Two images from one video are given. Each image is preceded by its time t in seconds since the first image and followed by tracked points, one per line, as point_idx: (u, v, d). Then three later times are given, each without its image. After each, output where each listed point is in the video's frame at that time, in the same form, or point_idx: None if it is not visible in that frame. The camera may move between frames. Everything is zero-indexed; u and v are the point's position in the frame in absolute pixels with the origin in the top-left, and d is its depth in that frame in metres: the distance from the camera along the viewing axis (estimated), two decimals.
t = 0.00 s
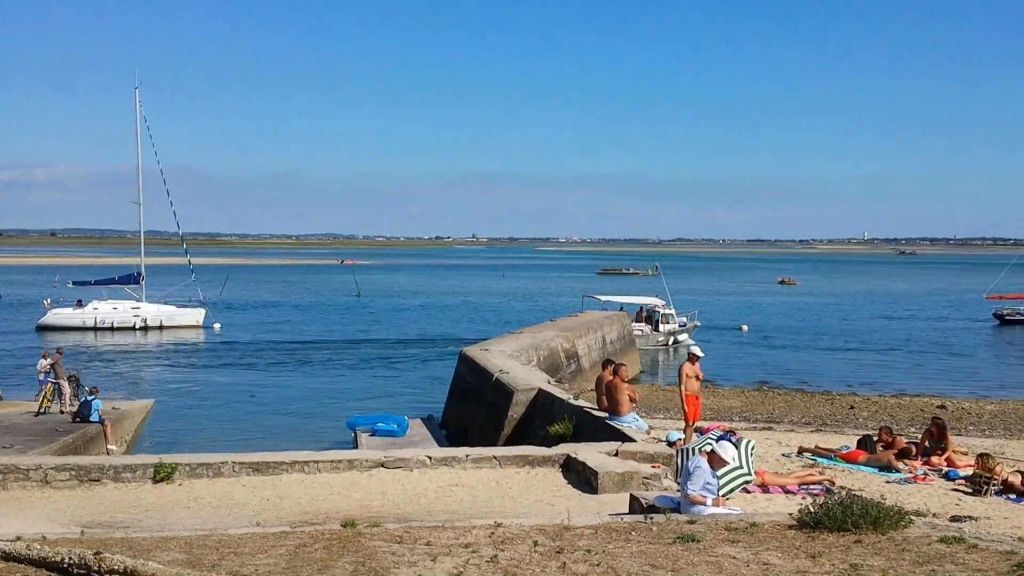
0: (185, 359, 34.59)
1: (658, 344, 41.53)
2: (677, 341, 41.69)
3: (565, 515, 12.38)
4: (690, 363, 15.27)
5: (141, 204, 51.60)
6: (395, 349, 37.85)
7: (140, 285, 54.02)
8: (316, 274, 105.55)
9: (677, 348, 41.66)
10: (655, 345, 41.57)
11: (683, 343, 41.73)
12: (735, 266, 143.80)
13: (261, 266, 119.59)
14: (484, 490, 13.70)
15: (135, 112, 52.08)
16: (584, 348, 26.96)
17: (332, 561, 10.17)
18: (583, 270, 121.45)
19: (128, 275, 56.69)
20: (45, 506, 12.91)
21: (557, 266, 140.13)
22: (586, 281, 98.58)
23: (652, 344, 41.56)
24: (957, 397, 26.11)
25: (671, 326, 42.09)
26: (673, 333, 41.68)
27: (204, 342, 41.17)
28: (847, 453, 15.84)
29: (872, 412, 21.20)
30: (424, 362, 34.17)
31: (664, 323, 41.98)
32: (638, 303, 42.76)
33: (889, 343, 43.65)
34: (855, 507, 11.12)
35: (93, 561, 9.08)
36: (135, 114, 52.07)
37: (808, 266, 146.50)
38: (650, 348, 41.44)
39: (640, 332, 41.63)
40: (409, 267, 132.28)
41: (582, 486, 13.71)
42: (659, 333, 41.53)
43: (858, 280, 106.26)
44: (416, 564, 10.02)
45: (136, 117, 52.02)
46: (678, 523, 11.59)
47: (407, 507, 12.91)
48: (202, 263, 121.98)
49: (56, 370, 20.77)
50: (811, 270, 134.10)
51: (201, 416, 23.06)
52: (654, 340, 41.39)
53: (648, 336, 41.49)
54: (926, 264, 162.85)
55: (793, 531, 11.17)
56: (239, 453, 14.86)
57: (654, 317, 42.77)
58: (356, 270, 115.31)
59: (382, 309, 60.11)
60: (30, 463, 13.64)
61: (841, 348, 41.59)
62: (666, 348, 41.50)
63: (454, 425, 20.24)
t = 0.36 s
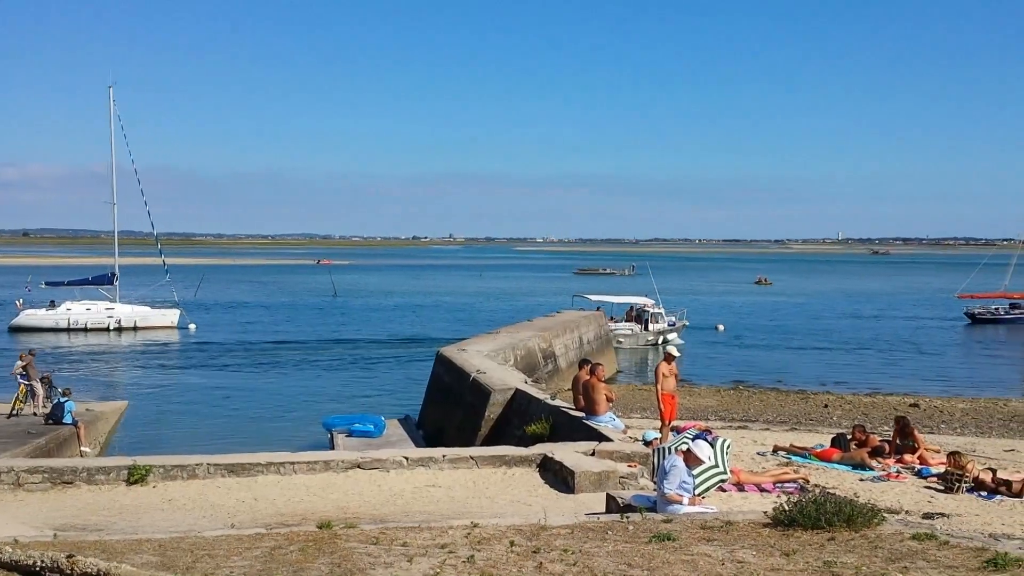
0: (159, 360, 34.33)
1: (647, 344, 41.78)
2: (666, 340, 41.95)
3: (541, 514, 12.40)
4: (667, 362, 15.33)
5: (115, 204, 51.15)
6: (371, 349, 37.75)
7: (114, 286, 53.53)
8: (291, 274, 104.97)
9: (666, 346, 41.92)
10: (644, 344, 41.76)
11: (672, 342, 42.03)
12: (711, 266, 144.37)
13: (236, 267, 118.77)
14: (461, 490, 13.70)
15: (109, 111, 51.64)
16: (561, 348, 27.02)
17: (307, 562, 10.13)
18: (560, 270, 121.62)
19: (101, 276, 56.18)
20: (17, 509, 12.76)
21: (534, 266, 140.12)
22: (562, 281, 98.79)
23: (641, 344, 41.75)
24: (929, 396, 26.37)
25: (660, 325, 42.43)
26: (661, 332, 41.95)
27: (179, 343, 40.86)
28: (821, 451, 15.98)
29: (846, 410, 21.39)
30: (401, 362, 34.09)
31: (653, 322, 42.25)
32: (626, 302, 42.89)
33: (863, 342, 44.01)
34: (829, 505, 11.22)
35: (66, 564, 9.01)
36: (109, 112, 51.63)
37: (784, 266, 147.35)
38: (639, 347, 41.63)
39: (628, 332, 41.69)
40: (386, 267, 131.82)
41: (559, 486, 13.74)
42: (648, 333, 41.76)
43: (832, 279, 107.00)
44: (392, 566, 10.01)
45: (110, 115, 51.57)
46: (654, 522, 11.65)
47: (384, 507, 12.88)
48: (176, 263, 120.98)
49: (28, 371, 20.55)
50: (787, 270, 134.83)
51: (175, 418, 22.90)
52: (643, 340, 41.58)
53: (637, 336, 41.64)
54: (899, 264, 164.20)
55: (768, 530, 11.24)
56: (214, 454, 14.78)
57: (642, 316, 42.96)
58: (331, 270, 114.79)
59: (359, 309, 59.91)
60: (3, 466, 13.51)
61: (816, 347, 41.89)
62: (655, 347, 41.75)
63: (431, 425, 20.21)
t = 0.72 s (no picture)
0: (136, 361, 34.13)
1: (638, 343, 42.09)
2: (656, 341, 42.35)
3: (519, 515, 12.47)
4: (644, 363, 15.45)
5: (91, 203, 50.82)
6: (349, 350, 37.70)
7: (90, 286, 53.11)
8: (269, 274, 104.49)
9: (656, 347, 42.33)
10: (634, 345, 42.03)
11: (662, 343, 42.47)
12: (689, 268, 144.97)
13: (213, 267, 118.05)
14: (439, 490, 13.74)
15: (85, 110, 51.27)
16: (539, 349, 27.11)
17: (284, 563, 10.15)
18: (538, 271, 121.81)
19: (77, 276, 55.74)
20: None
21: (513, 267, 140.19)
22: (541, 282, 98.93)
23: (631, 344, 41.99)
24: (902, 396, 26.69)
25: (651, 326, 42.91)
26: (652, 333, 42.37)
27: (155, 343, 40.62)
28: (795, 451, 16.15)
29: (821, 410, 21.61)
30: (378, 363, 34.08)
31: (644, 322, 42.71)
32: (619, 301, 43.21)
33: (838, 343, 44.40)
34: (803, 504, 11.36)
35: (41, 565, 9.00)
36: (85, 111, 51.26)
37: (761, 267, 148.25)
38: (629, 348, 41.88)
39: (619, 332, 41.86)
40: (364, 267, 131.49)
41: (537, 486, 13.80)
42: (639, 334, 42.09)
43: (807, 280, 107.84)
44: (369, 566, 10.06)
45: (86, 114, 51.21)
46: (631, 522, 11.74)
47: (362, 508, 12.90)
48: (152, 263, 120.14)
49: (3, 372, 20.39)
50: (763, 271, 135.52)
51: (152, 418, 22.79)
52: (634, 340, 41.87)
53: (627, 337, 41.86)
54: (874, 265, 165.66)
55: (743, 528, 11.37)
56: (191, 455, 14.76)
57: (633, 316, 43.36)
58: (309, 270, 114.58)
59: (337, 310, 59.75)
60: None
61: (792, 348, 42.23)
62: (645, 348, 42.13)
63: (409, 426, 20.24)
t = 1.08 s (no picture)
0: (117, 361, 33.86)
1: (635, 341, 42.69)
2: (653, 339, 42.89)
3: (503, 515, 12.41)
4: (629, 362, 15.42)
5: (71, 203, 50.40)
6: (332, 350, 37.54)
7: (70, 286, 52.70)
8: (251, 274, 103.95)
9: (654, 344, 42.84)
10: (632, 342, 42.68)
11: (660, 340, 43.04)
12: (672, 267, 145.30)
13: (195, 266, 117.31)
14: (423, 491, 13.65)
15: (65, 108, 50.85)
16: (524, 348, 27.05)
17: (266, 565, 10.06)
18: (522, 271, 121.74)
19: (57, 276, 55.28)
20: None
21: (497, 266, 140.10)
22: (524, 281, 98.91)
23: (629, 341, 42.60)
24: (885, 394, 26.83)
25: (647, 324, 43.47)
26: (649, 331, 42.92)
27: (137, 343, 40.32)
28: (780, 449, 16.16)
29: (805, 409, 21.64)
30: (362, 363, 33.95)
31: (641, 321, 43.33)
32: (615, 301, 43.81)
33: (822, 341, 44.56)
34: (787, 502, 11.34)
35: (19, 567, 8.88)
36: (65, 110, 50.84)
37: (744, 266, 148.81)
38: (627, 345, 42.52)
39: (616, 331, 42.42)
40: (347, 266, 131.13)
41: (521, 486, 13.74)
42: (636, 331, 42.70)
43: (789, 280, 108.24)
44: (353, 567, 9.97)
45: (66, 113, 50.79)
46: (615, 521, 11.70)
47: (345, 509, 12.81)
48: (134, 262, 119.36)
49: None
50: (746, 270, 135.93)
51: (134, 419, 22.61)
52: (632, 337, 42.44)
53: (625, 334, 42.46)
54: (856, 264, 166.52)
55: (728, 527, 11.35)
56: (172, 457, 14.62)
57: (630, 316, 43.99)
58: (292, 270, 114.11)
59: (320, 310, 59.52)
60: None
61: (776, 346, 42.38)
62: (643, 345, 42.70)
63: (393, 426, 20.14)
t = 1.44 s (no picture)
0: (102, 361, 33.69)
1: (633, 340, 43.01)
2: (653, 337, 43.08)
3: (490, 514, 12.43)
4: (616, 361, 15.44)
5: (56, 202, 50.14)
6: (319, 350, 37.49)
7: (55, 286, 52.38)
8: (238, 274, 103.50)
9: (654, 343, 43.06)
10: (631, 340, 43.08)
11: (659, 339, 43.23)
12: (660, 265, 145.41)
13: (180, 266, 116.66)
14: (410, 490, 13.65)
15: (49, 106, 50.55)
16: (511, 347, 27.07)
17: (252, 565, 10.04)
18: (509, 271, 121.58)
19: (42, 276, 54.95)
20: None
21: (485, 266, 139.96)
22: (511, 280, 98.93)
23: (628, 340, 43.06)
24: (870, 392, 26.92)
25: (646, 322, 43.46)
26: (648, 329, 43.00)
27: (122, 343, 40.10)
28: (766, 447, 16.22)
29: (790, 407, 21.75)
30: (349, 362, 33.89)
31: (640, 319, 43.32)
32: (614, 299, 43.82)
33: (808, 340, 44.70)
34: (773, 500, 11.39)
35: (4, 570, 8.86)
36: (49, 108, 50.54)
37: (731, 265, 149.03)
38: (626, 344, 42.99)
39: (616, 328, 43.04)
40: (334, 265, 130.78)
41: (508, 485, 13.75)
42: (636, 329, 42.98)
43: (775, 278, 108.57)
44: (339, 567, 9.97)
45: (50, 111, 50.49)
46: (602, 520, 11.72)
47: (332, 509, 12.79)
48: (119, 262, 118.60)
49: None
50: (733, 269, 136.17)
51: (120, 420, 22.50)
52: (631, 336, 42.84)
53: (624, 333, 43.03)
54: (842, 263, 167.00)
55: (713, 525, 11.39)
56: (158, 458, 14.57)
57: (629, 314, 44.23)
58: (278, 269, 113.63)
59: (306, 309, 59.33)
60: None
61: (762, 345, 42.50)
62: (643, 344, 42.96)
63: (380, 426, 20.12)
